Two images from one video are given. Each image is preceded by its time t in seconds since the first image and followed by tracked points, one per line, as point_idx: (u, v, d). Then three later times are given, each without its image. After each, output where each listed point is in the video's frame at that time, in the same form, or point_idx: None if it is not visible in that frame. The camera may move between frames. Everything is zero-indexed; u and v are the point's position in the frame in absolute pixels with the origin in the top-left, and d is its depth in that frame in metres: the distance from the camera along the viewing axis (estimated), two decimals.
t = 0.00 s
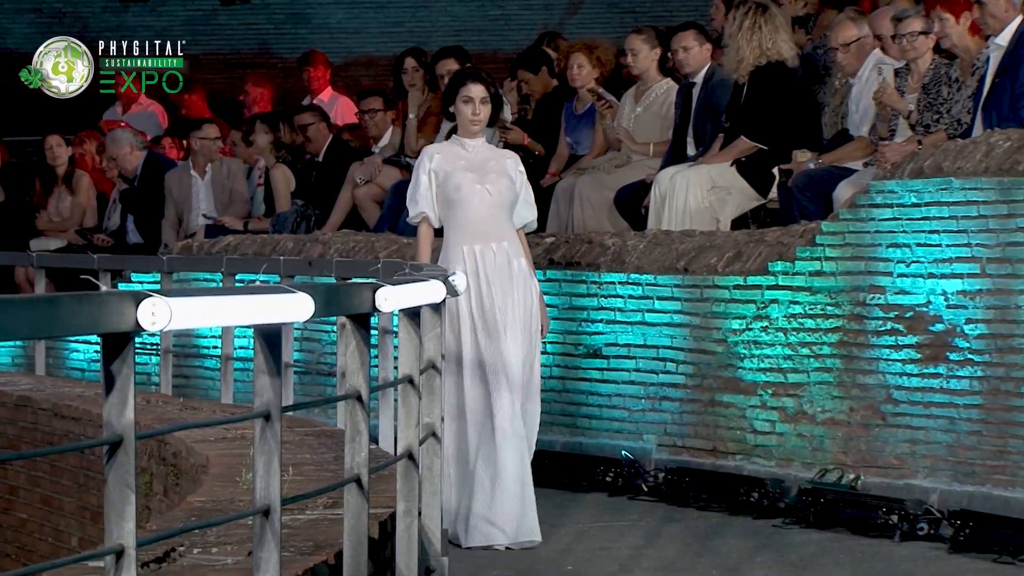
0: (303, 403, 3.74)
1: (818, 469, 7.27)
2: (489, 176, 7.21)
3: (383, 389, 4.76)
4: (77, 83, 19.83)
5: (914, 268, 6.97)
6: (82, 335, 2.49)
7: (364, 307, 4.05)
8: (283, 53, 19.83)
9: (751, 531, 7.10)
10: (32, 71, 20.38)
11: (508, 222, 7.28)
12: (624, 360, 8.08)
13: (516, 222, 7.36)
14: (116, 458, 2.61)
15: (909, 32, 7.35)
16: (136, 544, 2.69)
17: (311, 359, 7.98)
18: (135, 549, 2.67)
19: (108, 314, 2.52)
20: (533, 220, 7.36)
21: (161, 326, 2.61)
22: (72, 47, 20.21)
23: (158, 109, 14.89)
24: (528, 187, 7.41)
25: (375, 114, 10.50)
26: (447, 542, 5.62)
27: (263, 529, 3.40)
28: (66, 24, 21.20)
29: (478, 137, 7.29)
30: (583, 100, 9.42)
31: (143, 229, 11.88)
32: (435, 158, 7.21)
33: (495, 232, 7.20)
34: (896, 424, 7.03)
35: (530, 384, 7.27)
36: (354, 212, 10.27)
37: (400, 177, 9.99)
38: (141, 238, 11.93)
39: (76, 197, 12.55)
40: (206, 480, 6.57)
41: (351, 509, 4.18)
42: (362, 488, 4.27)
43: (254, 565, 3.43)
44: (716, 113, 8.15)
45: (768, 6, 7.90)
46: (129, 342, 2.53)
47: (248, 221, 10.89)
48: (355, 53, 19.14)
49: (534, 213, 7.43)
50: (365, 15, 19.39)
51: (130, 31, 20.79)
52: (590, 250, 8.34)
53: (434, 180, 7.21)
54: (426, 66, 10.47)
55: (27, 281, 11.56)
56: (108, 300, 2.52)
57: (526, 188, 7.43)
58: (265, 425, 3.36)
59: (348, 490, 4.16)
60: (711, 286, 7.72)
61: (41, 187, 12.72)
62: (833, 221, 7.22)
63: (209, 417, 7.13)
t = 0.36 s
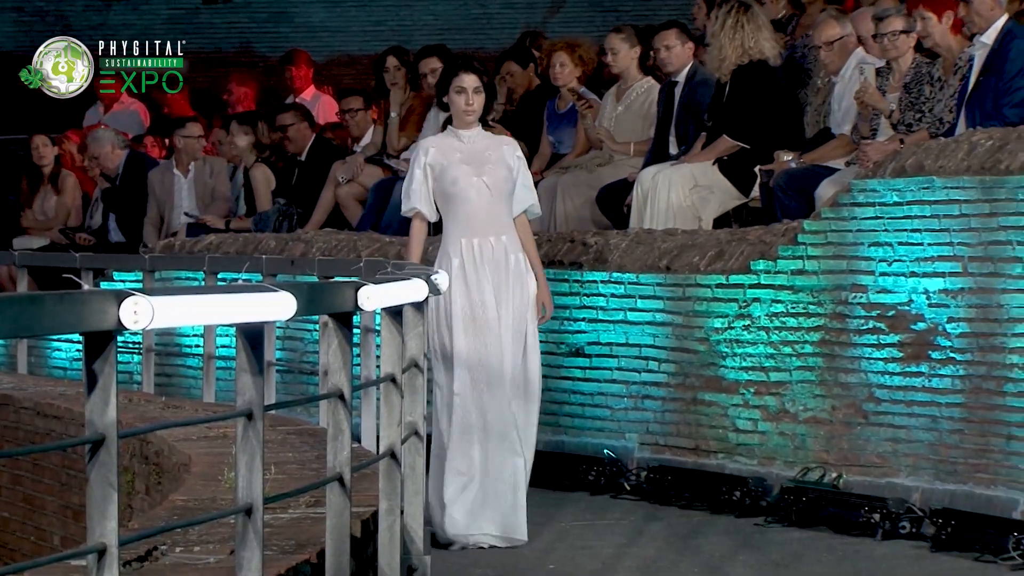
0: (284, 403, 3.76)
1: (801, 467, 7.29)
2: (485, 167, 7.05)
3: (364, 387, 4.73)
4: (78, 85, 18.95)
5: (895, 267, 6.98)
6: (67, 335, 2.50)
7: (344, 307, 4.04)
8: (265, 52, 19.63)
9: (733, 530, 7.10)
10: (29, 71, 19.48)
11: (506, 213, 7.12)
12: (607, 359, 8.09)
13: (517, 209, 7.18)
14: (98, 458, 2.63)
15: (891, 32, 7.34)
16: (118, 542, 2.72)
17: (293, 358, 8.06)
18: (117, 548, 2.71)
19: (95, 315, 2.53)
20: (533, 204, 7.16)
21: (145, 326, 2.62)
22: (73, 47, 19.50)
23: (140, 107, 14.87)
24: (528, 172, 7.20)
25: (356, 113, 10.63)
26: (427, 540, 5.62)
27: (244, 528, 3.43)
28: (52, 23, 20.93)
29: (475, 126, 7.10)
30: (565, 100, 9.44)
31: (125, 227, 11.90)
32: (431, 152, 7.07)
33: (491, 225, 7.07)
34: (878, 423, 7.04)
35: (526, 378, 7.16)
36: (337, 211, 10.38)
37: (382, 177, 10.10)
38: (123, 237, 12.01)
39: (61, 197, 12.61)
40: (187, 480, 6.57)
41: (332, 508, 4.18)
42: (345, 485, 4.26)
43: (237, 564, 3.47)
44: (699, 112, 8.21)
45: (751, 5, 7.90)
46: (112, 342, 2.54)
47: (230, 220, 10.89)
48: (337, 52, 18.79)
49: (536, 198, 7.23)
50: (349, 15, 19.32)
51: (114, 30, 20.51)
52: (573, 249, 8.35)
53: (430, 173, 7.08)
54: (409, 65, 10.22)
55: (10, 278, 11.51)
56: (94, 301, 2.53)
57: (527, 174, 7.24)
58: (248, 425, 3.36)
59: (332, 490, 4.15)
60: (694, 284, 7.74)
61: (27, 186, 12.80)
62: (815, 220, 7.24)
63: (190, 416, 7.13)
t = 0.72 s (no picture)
0: (272, 403, 3.71)
1: (787, 467, 7.29)
2: (489, 175, 6.82)
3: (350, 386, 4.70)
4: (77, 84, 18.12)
5: (881, 266, 6.98)
6: (53, 332, 2.41)
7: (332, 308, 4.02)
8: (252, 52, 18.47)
9: (720, 529, 7.09)
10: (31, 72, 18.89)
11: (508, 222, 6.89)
12: (593, 358, 8.10)
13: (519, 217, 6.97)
14: (86, 457, 2.54)
15: (877, 31, 7.35)
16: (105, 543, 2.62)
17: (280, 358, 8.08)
18: (103, 548, 2.61)
19: (81, 310, 2.45)
20: (535, 211, 6.95)
21: (133, 324, 2.55)
22: (73, 47, 18.66)
23: (128, 107, 14.84)
24: (531, 179, 7.00)
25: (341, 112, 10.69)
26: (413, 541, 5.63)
27: (230, 527, 3.37)
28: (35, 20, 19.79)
29: (477, 134, 6.88)
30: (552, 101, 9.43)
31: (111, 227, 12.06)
32: (432, 162, 6.88)
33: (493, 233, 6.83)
34: (864, 422, 7.05)
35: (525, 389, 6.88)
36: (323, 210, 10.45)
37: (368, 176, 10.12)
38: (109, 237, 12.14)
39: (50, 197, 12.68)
40: (173, 479, 6.54)
41: (318, 509, 4.14)
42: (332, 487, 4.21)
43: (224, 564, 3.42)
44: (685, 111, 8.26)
45: (737, 5, 7.95)
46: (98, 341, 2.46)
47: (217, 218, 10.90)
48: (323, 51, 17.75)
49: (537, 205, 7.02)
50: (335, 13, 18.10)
51: (99, 29, 19.34)
52: (559, 249, 8.36)
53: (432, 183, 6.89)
54: (394, 65, 10.29)
55: None
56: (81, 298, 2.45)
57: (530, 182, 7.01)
58: (234, 424, 3.30)
59: (318, 489, 4.10)
60: (680, 284, 7.75)
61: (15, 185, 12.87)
62: (801, 219, 7.25)
63: (176, 416, 7.13)
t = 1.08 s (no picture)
0: (259, 403, 3.71)
1: (773, 465, 7.31)
2: (495, 168, 6.69)
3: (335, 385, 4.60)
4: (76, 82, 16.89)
5: (868, 264, 6.99)
6: (32, 331, 2.27)
7: (320, 305, 3.98)
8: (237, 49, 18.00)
9: (706, 527, 7.09)
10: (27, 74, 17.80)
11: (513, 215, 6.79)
12: (579, 356, 8.11)
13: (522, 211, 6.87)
14: (71, 455, 2.42)
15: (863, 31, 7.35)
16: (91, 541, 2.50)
17: (266, 356, 8.14)
18: (90, 547, 2.50)
19: (58, 304, 2.33)
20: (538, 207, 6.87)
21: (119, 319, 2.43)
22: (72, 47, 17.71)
23: (112, 104, 14.88)
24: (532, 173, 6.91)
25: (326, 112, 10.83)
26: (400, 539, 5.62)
27: (219, 528, 3.14)
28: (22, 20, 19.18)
29: (480, 128, 6.76)
30: (541, 96, 9.42)
31: (98, 224, 11.88)
32: (436, 154, 6.70)
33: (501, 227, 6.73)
34: (851, 420, 7.06)
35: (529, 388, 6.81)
36: (309, 208, 10.47)
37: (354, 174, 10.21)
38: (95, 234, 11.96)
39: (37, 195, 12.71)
40: (160, 477, 6.54)
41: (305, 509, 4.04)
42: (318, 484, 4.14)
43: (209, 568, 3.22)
44: (671, 108, 8.30)
45: (724, 3, 7.97)
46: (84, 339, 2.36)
47: (203, 217, 10.84)
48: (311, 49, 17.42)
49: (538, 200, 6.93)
50: (321, 11, 17.81)
51: (86, 27, 18.80)
52: (546, 247, 8.37)
53: (437, 176, 6.71)
54: (381, 63, 10.27)
55: None
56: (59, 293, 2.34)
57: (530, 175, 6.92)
58: (221, 423, 3.13)
59: (305, 487, 4.06)
60: (667, 281, 7.76)
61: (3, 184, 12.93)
62: (787, 217, 7.25)
63: (162, 414, 7.12)
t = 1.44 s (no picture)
0: (245, 397, 3.70)
1: (760, 459, 7.32)
2: (492, 165, 6.48)
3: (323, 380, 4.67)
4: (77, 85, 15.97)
5: (854, 258, 6.99)
6: (24, 326, 2.43)
7: (308, 301, 4.03)
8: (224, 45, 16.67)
9: (692, 521, 7.08)
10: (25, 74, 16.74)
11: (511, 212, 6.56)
12: (566, 351, 8.14)
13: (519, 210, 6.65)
14: (57, 450, 2.58)
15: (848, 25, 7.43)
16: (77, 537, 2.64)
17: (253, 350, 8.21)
18: (76, 541, 2.64)
19: (50, 304, 2.48)
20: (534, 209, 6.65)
21: (104, 317, 2.57)
22: (73, 47, 16.71)
23: (98, 100, 15.27)
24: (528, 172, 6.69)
25: (313, 106, 10.89)
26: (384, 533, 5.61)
27: (203, 518, 3.43)
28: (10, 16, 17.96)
29: (479, 124, 6.55)
30: (527, 90, 9.43)
31: (84, 218, 11.97)
32: (435, 147, 6.44)
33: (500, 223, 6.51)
34: (837, 414, 7.06)
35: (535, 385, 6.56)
36: (297, 202, 10.45)
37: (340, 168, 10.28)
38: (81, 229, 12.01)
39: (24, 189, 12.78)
40: (146, 471, 6.52)
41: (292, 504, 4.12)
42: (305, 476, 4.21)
43: (197, 557, 3.43)
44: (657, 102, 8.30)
45: None
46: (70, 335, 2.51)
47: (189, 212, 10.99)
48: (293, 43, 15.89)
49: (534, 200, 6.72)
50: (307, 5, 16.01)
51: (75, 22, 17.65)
52: (533, 242, 8.37)
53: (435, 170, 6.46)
54: (367, 57, 10.43)
55: None
56: (50, 293, 2.49)
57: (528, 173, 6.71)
58: (206, 417, 3.37)
59: (291, 481, 4.15)
60: (654, 275, 7.76)
61: None
62: (774, 212, 7.26)
63: (148, 408, 7.12)
